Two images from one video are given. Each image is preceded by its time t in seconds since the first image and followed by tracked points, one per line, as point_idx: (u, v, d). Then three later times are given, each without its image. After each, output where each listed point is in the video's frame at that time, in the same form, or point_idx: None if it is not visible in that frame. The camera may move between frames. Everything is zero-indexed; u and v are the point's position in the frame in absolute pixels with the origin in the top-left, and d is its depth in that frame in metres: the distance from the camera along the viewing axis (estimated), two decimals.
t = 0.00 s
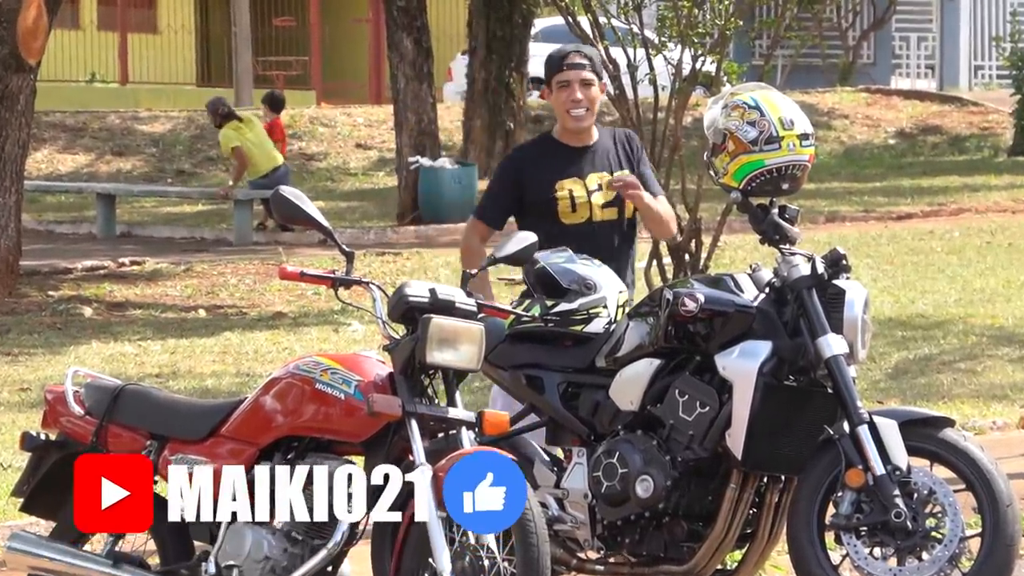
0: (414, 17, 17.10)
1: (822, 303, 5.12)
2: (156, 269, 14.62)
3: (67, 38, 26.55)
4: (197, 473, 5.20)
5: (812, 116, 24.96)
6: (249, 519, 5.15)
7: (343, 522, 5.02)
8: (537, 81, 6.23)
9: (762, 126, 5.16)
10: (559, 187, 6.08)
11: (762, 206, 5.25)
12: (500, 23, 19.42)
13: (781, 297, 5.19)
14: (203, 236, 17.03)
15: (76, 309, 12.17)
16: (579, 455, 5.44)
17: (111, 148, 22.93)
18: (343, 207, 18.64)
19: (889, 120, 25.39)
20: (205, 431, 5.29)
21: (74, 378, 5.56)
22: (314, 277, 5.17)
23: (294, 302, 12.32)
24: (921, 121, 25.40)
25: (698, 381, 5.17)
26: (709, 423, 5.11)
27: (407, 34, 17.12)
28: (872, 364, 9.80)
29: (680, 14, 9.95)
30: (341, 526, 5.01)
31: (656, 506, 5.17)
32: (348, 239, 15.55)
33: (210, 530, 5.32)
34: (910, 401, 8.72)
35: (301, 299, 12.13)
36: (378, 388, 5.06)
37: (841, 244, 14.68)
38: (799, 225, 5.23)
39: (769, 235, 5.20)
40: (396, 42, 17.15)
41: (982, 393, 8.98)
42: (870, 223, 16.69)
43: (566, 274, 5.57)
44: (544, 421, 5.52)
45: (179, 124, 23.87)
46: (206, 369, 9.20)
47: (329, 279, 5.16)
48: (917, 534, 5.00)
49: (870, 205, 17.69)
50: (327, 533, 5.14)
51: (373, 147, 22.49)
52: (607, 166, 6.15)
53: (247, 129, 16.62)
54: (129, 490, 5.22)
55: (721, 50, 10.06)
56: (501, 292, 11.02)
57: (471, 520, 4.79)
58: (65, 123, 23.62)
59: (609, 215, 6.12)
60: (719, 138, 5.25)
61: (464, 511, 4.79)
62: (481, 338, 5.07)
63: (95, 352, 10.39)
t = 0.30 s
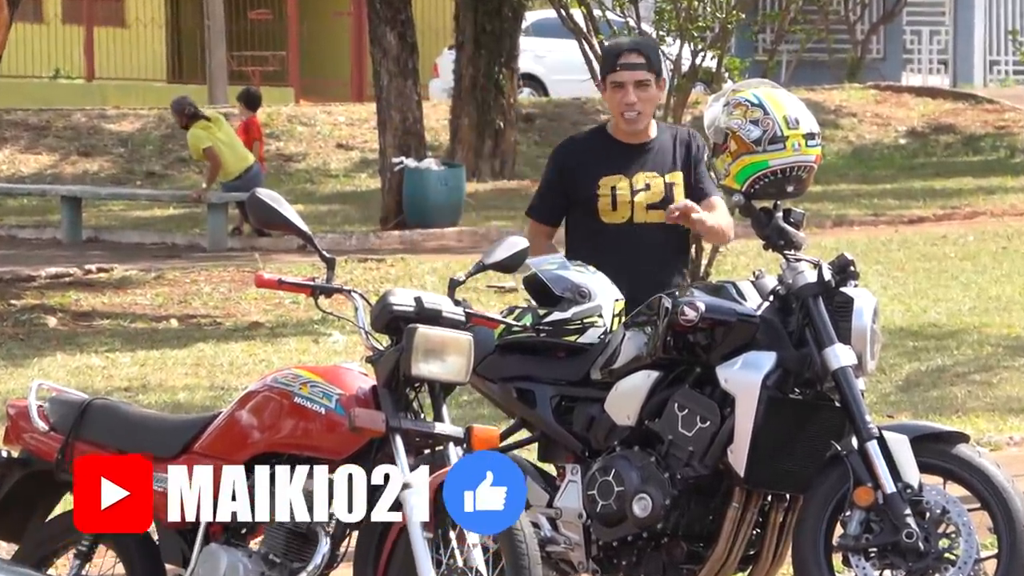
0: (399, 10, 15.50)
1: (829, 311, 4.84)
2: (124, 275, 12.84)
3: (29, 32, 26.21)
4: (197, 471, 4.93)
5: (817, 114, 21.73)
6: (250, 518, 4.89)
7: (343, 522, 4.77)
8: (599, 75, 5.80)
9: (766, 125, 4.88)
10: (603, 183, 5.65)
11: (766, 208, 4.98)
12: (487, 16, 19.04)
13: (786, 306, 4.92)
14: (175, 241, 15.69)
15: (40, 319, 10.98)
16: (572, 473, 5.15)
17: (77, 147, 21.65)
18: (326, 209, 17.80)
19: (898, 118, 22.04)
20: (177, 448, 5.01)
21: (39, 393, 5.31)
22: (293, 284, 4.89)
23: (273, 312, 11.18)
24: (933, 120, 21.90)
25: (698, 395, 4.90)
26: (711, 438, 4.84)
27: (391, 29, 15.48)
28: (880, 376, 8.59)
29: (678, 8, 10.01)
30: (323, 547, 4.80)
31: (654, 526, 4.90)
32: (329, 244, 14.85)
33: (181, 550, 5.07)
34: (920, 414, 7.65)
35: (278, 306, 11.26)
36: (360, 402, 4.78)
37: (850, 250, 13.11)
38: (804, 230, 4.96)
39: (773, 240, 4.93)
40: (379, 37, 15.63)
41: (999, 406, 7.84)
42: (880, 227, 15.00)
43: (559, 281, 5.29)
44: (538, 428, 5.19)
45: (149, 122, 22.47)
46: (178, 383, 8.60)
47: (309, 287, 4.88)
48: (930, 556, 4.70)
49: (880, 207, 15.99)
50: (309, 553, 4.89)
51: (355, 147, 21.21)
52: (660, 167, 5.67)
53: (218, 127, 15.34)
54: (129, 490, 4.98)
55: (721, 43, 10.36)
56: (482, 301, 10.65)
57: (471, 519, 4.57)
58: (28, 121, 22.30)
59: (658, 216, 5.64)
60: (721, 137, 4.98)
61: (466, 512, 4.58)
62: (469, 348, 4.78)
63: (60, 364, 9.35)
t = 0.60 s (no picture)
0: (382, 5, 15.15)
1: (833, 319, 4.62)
2: (94, 282, 12.38)
3: None
4: (196, 471, 4.68)
5: (822, 113, 21.52)
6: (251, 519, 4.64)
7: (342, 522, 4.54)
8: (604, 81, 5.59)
9: (767, 125, 4.62)
10: (633, 189, 5.43)
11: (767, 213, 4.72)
12: (476, 11, 18.70)
13: (788, 314, 4.69)
14: (149, 247, 15.26)
15: (6, 327, 10.53)
16: (564, 489, 4.92)
17: (46, 149, 21.18)
18: (305, 214, 17.41)
19: (908, 117, 21.79)
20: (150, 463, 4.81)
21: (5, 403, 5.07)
22: (272, 292, 4.65)
23: (250, 321, 10.74)
24: (943, 119, 21.61)
25: (696, 408, 4.69)
26: (709, 454, 4.63)
27: (374, 25, 15.19)
28: (887, 388, 8.27)
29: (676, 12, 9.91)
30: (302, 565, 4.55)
31: (650, 545, 4.68)
32: (312, 249, 14.46)
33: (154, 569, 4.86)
34: (928, 427, 7.28)
35: (256, 314, 10.84)
36: (342, 415, 4.58)
37: (855, 255, 12.85)
38: (808, 234, 4.72)
39: (775, 245, 4.69)
40: (361, 32, 15.28)
41: (1012, 419, 7.50)
42: (886, 231, 14.74)
43: (552, 288, 5.08)
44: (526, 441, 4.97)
45: (121, 122, 22.01)
46: (151, 395, 8.22)
47: (288, 294, 4.65)
48: None
49: (886, 211, 15.71)
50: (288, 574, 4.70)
51: (337, 148, 20.91)
52: (684, 165, 5.48)
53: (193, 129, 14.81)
54: (128, 490, 4.76)
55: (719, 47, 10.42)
56: (471, 310, 10.38)
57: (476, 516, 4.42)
58: None
59: (693, 218, 5.45)
60: (720, 139, 4.73)
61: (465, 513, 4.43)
62: (457, 359, 4.54)
63: (25, 375, 8.93)
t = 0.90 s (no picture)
0: None
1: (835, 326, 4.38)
2: (54, 286, 11.70)
3: None
4: (196, 469, 4.41)
5: (825, 108, 21.20)
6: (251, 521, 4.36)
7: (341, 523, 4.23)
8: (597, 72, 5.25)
9: (766, 120, 4.37)
10: (641, 185, 5.05)
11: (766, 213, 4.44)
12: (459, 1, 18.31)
13: (788, 320, 4.44)
14: (110, 250, 14.45)
15: None
16: (552, 505, 4.66)
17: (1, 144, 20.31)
18: (278, 213, 16.85)
19: (914, 112, 21.53)
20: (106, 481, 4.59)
21: None
22: (242, 297, 4.38)
23: (221, 327, 10.22)
24: (952, 114, 21.42)
25: (691, 419, 4.44)
26: (705, 467, 4.38)
27: (351, 14, 14.60)
28: (893, 399, 8.00)
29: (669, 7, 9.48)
30: None
31: (642, 564, 4.42)
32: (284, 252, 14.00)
33: None
34: (937, 440, 7.02)
35: (225, 320, 10.40)
36: (316, 428, 4.35)
37: (860, 260, 12.54)
38: (808, 235, 4.46)
39: (772, 247, 4.42)
40: (338, 21, 14.70)
41: None
42: (894, 233, 14.47)
43: (539, 293, 4.82)
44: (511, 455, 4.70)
45: (80, 116, 21.16)
46: (115, 408, 7.80)
47: (260, 299, 4.37)
48: None
49: (893, 212, 15.42)
50: None
51: (311, 145, 20.34)
52: (692, 155, 5.12)
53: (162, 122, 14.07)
54: (128, 491, 4.54)
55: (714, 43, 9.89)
56: (453, 316, 10.13)
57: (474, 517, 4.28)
58: None
59: (708, 210, 5.09)
60: (716, 135, 4.48)
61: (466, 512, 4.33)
62: (439, 367, 4.30)
63: None
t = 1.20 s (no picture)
0: None
1: (832, 332, 4.21)
2: (18, 291, 11.46)
3: None
4: (196, 468, 4.20)
5: (819, 107, 21.02)
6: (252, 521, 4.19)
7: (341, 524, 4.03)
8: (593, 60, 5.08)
9: (759, 119, 4.21)
10: (624, 180, 4.85)
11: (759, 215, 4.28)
12: None
13: (782, 327, 4.28)
14: (77, 253, 14.05)
15: None
16: (537, 519, 4.50)
17: None
18: (252, 216, 16.54)
19: (911, 110, 21.38)
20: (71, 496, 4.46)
21: None
22: (214, 303, 4.20)
23: (193, 334, 9.95)
24: (952, 112, 21.28)
25: (682, 429, 4.28)
26: (696, 479, 4.22)
27: (327, 9, 14.04)
28: (891, 408, 7.84)
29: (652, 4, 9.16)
30: None
31: None
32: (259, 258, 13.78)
33: None
34: (936, 450, 6.85)
35: (198, 327, 10.13)
36: (293, 439, 4.22)
37: (856, 264, 12.39)
38: (804, 238, 4.28)
39: (765, 250, 4.25)
40: (313, 17, 14.08)
41: None
42: (891, 235, 14.33)
43: (522, 298, 4.69)
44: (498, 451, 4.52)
45: (47, 115, 20.24)
46: (82, 418, 7.60)
47: (233, 305, 4.20)
48: None
49: (891, 214, 15.26)
50: None
51: (286, 144, 19.97)
52: (685, 150, 4.86)
53: (142, 118, 13.75)
54: (128, 490, 4.31)
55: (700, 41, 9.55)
56: (434, 322, 9.96)
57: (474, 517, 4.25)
58: None
59: (695, 208, 4.79)
60: (707, 134, 4.32)
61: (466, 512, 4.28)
62: (420, 376, 4.14)
63: None
